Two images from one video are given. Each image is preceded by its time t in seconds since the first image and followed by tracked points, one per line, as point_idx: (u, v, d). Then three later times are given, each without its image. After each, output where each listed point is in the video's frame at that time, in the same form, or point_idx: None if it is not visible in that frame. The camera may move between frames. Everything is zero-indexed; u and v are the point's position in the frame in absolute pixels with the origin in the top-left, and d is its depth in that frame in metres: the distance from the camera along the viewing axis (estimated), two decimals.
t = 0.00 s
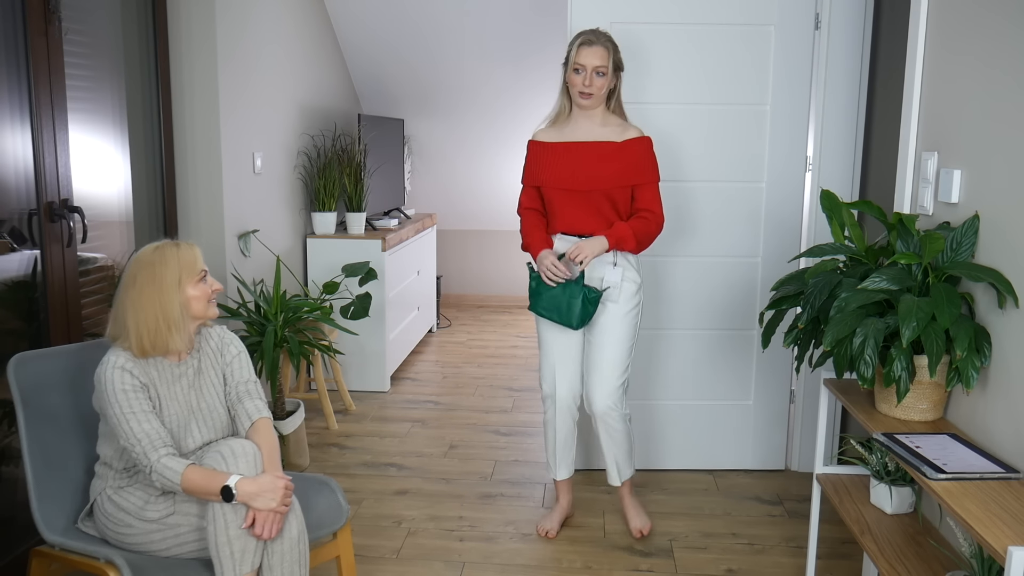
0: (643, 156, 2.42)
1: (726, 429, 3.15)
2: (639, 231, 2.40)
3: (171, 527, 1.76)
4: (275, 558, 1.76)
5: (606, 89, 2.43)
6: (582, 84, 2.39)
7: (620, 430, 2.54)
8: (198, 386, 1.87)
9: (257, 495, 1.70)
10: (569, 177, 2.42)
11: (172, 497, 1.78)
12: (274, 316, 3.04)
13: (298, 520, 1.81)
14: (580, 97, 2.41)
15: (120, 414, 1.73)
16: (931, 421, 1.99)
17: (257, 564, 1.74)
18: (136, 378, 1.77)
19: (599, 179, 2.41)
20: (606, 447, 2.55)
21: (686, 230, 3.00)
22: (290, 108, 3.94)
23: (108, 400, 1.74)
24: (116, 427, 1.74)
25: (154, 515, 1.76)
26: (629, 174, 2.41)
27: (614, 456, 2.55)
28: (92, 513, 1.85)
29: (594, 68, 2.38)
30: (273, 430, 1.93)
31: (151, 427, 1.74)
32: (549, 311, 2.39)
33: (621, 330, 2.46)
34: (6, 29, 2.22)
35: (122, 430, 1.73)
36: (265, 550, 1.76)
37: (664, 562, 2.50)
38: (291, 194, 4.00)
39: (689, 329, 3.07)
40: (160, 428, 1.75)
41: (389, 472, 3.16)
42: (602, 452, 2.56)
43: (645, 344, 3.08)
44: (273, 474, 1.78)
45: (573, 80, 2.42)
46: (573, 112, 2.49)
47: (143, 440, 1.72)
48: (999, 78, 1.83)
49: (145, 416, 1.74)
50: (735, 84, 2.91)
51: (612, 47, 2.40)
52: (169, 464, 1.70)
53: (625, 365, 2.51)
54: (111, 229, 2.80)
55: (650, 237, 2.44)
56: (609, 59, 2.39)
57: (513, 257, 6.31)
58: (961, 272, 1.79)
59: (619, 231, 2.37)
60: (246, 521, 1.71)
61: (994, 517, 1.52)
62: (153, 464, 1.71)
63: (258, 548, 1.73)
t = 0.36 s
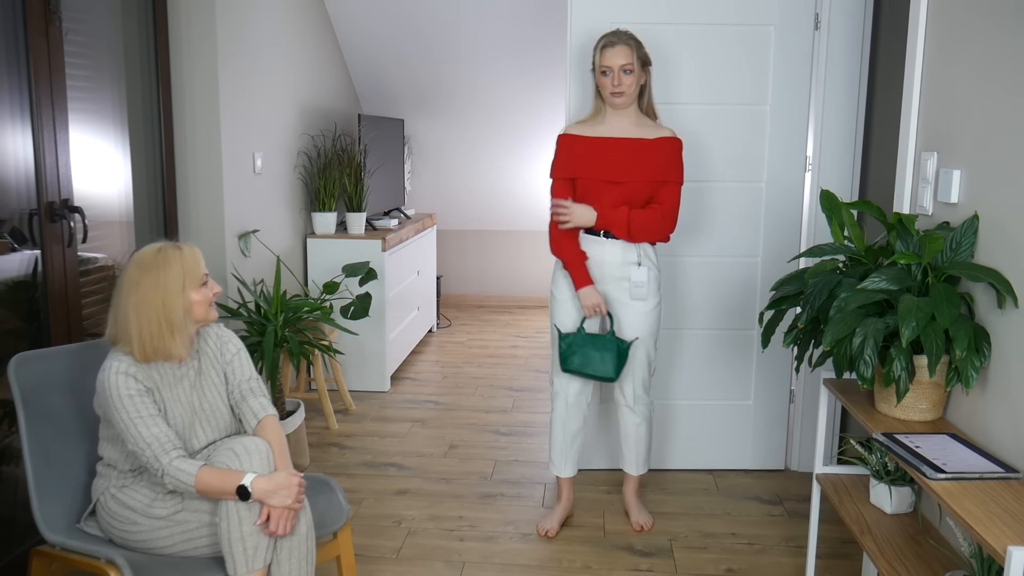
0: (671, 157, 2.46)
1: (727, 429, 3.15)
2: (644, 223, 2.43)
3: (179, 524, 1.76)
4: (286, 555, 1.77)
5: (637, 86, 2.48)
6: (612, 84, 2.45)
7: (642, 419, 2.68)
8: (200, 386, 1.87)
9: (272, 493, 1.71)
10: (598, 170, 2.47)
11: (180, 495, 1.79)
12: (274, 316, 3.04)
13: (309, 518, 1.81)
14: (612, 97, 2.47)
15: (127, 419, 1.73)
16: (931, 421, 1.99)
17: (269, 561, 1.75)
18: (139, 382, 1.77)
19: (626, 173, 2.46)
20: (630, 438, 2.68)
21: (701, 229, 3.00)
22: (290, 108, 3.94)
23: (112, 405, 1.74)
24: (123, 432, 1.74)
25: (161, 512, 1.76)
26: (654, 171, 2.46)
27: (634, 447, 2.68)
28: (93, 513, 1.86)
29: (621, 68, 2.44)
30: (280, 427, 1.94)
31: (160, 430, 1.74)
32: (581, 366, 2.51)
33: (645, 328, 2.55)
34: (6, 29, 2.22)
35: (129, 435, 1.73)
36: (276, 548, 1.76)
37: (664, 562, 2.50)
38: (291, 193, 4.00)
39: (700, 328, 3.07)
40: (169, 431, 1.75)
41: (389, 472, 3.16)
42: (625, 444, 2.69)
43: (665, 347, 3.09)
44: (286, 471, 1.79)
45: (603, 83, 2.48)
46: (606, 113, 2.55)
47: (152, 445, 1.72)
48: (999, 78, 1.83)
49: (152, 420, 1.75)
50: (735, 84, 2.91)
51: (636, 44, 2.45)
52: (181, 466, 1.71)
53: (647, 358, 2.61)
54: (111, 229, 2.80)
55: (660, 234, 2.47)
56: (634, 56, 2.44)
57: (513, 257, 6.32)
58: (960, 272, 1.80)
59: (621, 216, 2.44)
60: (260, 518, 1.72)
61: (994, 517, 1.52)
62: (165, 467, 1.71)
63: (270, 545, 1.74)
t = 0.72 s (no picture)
0: (694, 160, 2.49)
1: (727, 430, 3.15)
2: (666, 225, 2.46)
3: (165, 529, 1.76)
4: (266, 560, 1.76)
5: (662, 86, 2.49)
6: (637, 84, 2.46)
7: (655, 417, 2.68)
8: (193, 388, 1.87)
9: (245, 498, 1.70)
10: (626, 168, 2.48)
11: (166, 498, 1.78)
12: (274, 316, 3.04)
13: (290, 522, 1.80)
14: (638, 97, 2.47)
15: (112, 415, 1.73)
16: (931, 421, 1.99)
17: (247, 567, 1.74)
18: (130, 379, 1.77)
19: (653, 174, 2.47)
20: (642, 436, 2.68)
21: (706, 229, 2.99)
22: (290, 108, 3.94)
23: (101, 400, 1.74)
24: (109, 429, 1.74)
25: (148, 517, 1.76)
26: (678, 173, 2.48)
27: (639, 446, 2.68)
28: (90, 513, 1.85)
29: (646, 68, 2.45)
30: (266, 430, 1.93)
31: (143, 429, 1.74)
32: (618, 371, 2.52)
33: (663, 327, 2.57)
34: (6, 29, 2.22)
35: (114, 430, 1.73)
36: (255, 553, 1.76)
37: (665, 562, 2.50)
38: (291, 193, 4.00)
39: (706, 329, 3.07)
40: (152, 430, 1.75)
41: (389, 472, 3.16)
42: (635, 441, 2.69)
43: (679, 345, 3.08)
44: (263, 477, 1.78)
45: (627, 84, 2.49)
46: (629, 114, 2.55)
47: (134, 442, 1.72)
48: (999, 78, 1.83)
49: (137, 417, 1.74)
50: (736, 84, 2.91)
51: (660, 45, 2.47)
52: (159, 466, 1.70)
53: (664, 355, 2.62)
54: (111, 229, 2.80)
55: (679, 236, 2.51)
56: (658, 56, 2.46)
57: (513, 257, 6.32)
58: (961, 272, 1.79)
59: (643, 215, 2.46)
60: (234, 524, 1.71)
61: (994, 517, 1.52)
62: (143, 465, 1.71)
63: (248, 551, 1.73)
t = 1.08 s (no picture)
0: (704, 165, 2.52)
1: (727, 430, 3.15)
2: (685, 230, 2.50)
3: (173, 527, 1.76)
4: (277, 558, 1.77)
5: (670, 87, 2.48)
6: (645, 85, 2.45)
7: (657, 417, 2.68)
8: (195, 389, 1.87)
9: (260, 497, 1.71)
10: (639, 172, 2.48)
11: (172, 498, 1.78)
12: (274, 316, 3.04)
13: (300, 521, 1.81)
14: (645, 98, 2.47)
15: (119, 420, 1.72)
16: (931, 421, 1.99)
17: (260, 564, 1.74)
18: (133, 383, 1.77)
19: (667, 178, 2.48)
20: (642, 436, 2.68)
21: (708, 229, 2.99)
22: (290, 108, 3.94)
23: (105, 406, 1.73)
24: (115, 434, 1.73)
25: (155, 515, 1.76)
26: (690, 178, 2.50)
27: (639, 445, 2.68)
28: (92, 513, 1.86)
29: (654, 68, 2.45)
30: (273, 430, 1.94)
31: (151, 433, 1.73)
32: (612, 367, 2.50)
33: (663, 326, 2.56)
34: (7, 28, 2.22)
35: (121, 436, 1.72)
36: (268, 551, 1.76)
37: (664, 562, 2.50)
38: (291, 193, 4.00)
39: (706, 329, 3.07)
40: (160, 434, 1.75)
41: (389, 472, 3.16)
42: (636, 440, 2.69)
43: (681, 344, 3.08)
44: (275, 476, 1.79)
45: (635, 84, 2.48)
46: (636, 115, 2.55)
47: (143, 447, 1.72)
48: (999, 78, 1.83)
49: (144, 422, 1.74)
50: (736, 84, 2.91)
51: (669, 46, 2.47)
52: (170, 469, 1.70)
53: (666, 355, 2.62)
54: (111, 229, 2.80)
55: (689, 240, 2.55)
56: (666, 58, 2.45)
57: (513, 257, 6.32)
58: (960, 272, 1.79)
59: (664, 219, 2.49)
60: (248, 523, 1.71)
61: (994, 518, 1.52)
62: (154, 470, 1.70)
63: (261, 549, 1.74)
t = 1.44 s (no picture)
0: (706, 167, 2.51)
1: (727, 430, 3.15)
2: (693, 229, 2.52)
3: (176, 526, 1.76)
4: (283, 557, 1.77)
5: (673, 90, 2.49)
6: (649, 88, 2.46)
7: (656, 417, 2.68)
8: (198, 389, 1.87)
9: (267, 495, 1.71)
10: (638, 173, 2.48)
11: (177, 497, 1.78)
12: (274, 316, 3.04)
13: (305, 519, 1.81)
14: (649, 101, 2.47)
15: (122, 422, 1.72)
16: (931, 421, 1.99)
17: (265, 563, 1.74)
18: (136, 384, 1.77)
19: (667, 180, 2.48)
20: (641, 436, 2.68)
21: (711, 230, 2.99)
22: (290, 108, 3.94)
23: (108, 407, 1.73)
24: (119, 434, 1.73)
25: (159, 514, 1.76)
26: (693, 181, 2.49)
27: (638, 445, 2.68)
28: (93, 513, 1.85)
29: (659, 71, 2.45)
30: (276, 429, 1.94)
31: (156, 433, 1.73)
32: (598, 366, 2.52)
33: (662, 326, 2.56)
34: (6, 29, 2.22)
35: (126, 437, 1.72)
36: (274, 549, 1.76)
37: (664, 562, 2.50)
38: (291, 193, 4.00)
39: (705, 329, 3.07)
40: (165, 434, 1.75)
41: (389, 472, 3.16)
42: (635, 440, 2.69)
43: (682, 343, 3.08)
44: (281, 474, 1.79)
45: (640, 86, 2.49)
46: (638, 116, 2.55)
47: (148, 447, 1.72)
48: (999, 78, 1.83)
49: (148, 422, 1.74)
50: (735, 84, 2.91)
51: (674, 49, 2.47)
52: (177, 469, 1.70)
53: (665, 355, 2.62)
54: (111, 229, 2.80)
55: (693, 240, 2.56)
56: (671, 60, 2.45)
57: (513, 257, 6.32)
58: (960, 272, 1.79)
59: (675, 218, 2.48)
60: (255, 521, 1.72)
61: (994, 518, 1.52)
62: (160, 470, 1.70)
63: (267, 547, 1.74)
